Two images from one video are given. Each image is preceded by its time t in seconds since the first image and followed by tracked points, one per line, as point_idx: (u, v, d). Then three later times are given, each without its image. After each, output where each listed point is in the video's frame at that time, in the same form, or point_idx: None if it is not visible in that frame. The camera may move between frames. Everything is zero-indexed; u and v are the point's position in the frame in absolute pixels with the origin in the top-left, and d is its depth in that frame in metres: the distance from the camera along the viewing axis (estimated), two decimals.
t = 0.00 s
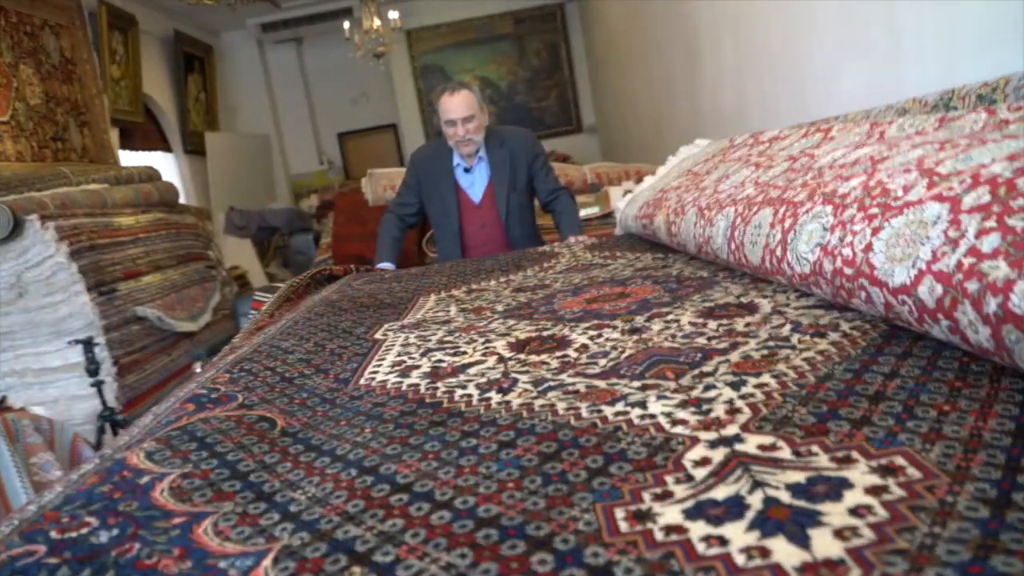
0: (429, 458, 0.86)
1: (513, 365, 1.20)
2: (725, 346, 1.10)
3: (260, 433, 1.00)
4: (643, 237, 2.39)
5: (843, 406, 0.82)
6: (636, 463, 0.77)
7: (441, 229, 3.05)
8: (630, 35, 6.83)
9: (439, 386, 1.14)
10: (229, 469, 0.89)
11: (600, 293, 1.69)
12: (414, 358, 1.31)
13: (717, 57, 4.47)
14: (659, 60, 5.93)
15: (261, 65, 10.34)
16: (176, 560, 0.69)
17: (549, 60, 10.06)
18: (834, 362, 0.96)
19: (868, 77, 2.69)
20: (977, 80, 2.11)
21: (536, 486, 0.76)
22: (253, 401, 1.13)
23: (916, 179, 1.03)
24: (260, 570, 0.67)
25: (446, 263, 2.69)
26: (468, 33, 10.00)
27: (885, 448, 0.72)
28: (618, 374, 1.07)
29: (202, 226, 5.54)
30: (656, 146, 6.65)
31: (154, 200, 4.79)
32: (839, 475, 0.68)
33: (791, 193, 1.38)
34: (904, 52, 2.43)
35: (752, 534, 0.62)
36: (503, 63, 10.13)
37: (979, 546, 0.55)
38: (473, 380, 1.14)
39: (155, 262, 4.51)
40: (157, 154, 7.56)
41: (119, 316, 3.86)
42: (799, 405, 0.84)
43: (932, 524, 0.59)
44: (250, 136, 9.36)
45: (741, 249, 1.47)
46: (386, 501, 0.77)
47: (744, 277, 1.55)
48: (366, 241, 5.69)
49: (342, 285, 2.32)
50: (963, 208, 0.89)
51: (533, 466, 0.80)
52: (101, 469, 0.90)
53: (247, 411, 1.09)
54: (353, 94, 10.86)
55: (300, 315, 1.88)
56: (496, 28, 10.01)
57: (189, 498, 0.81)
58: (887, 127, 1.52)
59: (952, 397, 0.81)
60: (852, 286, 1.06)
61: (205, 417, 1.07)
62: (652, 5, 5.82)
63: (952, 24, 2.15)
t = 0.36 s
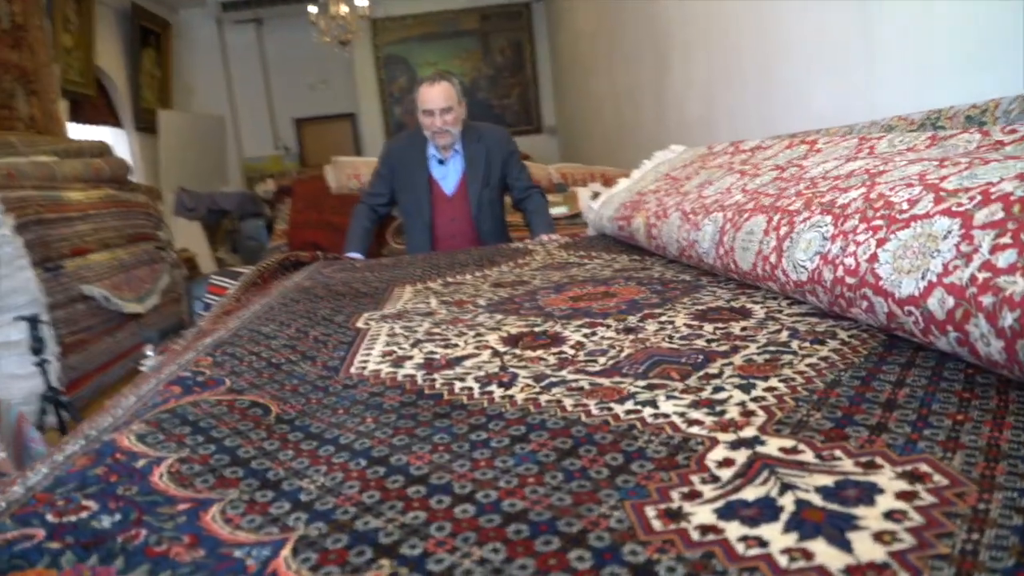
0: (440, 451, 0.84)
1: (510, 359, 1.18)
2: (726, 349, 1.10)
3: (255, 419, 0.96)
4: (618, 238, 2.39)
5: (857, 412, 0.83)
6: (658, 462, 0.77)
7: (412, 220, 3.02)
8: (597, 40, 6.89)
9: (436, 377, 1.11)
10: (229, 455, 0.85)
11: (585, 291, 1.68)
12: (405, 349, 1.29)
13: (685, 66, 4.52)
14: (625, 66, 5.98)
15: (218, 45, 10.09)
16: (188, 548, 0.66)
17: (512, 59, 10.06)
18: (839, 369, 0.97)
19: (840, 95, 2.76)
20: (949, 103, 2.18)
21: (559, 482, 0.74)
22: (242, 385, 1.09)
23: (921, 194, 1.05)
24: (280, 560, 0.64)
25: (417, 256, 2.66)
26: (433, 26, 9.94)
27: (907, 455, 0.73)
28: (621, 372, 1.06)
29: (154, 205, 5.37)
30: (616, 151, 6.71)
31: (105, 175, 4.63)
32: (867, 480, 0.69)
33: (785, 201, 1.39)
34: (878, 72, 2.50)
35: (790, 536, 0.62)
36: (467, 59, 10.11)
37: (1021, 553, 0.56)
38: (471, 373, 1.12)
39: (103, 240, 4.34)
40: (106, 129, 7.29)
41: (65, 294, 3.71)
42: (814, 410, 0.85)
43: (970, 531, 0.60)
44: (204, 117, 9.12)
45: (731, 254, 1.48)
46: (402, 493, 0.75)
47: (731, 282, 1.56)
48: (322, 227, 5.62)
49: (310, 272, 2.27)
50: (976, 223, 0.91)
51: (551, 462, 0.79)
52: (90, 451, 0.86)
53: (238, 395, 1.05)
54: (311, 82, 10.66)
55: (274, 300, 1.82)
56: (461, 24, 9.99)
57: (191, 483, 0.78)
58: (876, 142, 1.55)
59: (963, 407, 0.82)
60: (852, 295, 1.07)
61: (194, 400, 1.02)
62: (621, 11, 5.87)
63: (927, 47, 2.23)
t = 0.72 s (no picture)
0: (443, 465, 0.83)
1: (495, 373, 1.17)
2: (711, 365, 1.12)
3: (243, 432, 0.93)
4: (581, 253, 2.40)
5: (853, 428, 0.85)
6: (666, 477, 0.77)
7: (373, 230, 3.00)
8: (547, 56, 6.97)
9: (424, 390, 1.10)
10: (224, 468, 0.82)
11: (557, 305, 1.69)
12: (386, 360, 1.26)
13: (637, 86, 4.61)
14: (576, 82, 6.07)
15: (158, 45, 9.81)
16: (197, 567, 0.63)
17: (460, 71, 10.07)
18: (826, 386, 0.99)
19: (794, 121, 2.86)
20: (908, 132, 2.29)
21: (572, 496, 0.74)
22: (224, 397, 1.06)
23: (900, 217, 1.09)
24: None
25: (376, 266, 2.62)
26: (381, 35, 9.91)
27: (908, 469, 0.75)
28: (611, 387, 1.07)
29: (90, 207, 5.17)
30: (564, 166, 6.78)
31: (40, 176, 4.41)
32: (875, 495, 0.71)
33: (759, 221, 1.43)
34: (836, 99, 2.61)
35: (811, 550, 0.63)
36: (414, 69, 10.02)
37: None
38: (459, 386, 1.11)
39: (36, 244, 4.10)
40: (36, 127, 7.00)
41: None
42: (810, 426, 0.87)
43: (984, 544, 0.62)
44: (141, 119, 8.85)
45: (703, 271, 1.51)
46: (414, 509, 0.73)
47: (702, 298, 1.58)
48: (266, 237, 5.47)
49: (268, 281, 2.22)
50: (959, 246, 0.95)
51: (560, 477, 0.79)
52: (75, 464, 0.82)
53: (221, 407, 1.02)
54: (256, 88, 10.57)
55: (238, 309, 1.77)
56: (410, 34, 9.97)
57: (189, 499, 0.75)
58: (842, 165, 1.60)
59: (952, 423, 0.85)
60: (833, 314, 1.10)
61: (176, 412, 0.99)
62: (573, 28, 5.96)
63: (889, 77, 2.34)
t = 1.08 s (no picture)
0: (462, 487, 0.83)
1: (502, 395, 1.17)
2: (717, 391, 1.13)
3: (256, 451, 0.93)
4: (571, 275, 2.41)
5: (863, 455, 0.87)
6: (686, 502, 0.78)
7: (365, 245, 3.06)
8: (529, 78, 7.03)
9: (433, 411, 1.10)
10: (242, 488, 0.82)
11: (553, 328, 1.70)
12: (390, 380, 1.26)
13: (620, 111, 4.67)
14: (557, 105, 6.12)
15: (137, 55, 9.74)
16: None
17: (442, 90, 10.10)
18: (832, 414, 1.01)
19: (775, 149, 2.92)
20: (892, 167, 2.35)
21: (596, 519, 0.75)
22: (232, 415, 1.05)
23: (901, 249, 1.12)
24: None
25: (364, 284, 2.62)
26: (362, 52, 9.94)
27: (922, 498, 0.77)
28: (619, 411, 1.08)
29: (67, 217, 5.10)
30: (544, 187, 6.82)
31: (17, 184, 4.35)
32: (893, 522, 0.72)
33: (758, 249, 1.45)
34: (819, 132, 2.66)
35: None
36: (394, 86, 10.03)
37: None
38: (468, 408, 1.11)
39: (12, 253, 4.01)
40: (12, 134, 6.90)
41: None
42: (822, 453, 0.88)
43: (1005, 572, 0.63)
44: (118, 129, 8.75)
45: (700, 297, 1.53)
46: (439, 531, 0.73)
47: (698, 324, 1.60)
48: (246, 250, 5.46)
49: (257, 298, 2.20)
50: (962, 279, 0.97)
51: (580, 500, 0.79)
52: (90, 482, 0.81)
53: (231, 425, 1.01)
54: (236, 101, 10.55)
55: (232, 325, 1.75)
56: (392, 52, 10.00)
57: (211, 518, 0.74)
58: (835, 196, 1.63)
59: (958, 452, 0.87)
60: (835, 342, 1.12)
61: (185, 430, 0.98)
62: (556, 52, 6.02)
63: (873, 112, 2.39)
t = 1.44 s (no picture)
0: (485, 497, 0.82)
1: (518, 404, 1.17)
2: (735, 404, 1.13)
3: (274, 458, 0.92)
4: (578, 284, 2.40)
5: (889, 471, 0.86)
6: (713, 516, 0.77)
7: (369, 250, 3.08)
8: (531, 86, 7.04)
9: (450, 420, 1.09)
10: (263, 496, 0.81)
11: (564, 337, 1.69)
12: (404, 388, 1.25)
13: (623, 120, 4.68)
14: (559, 114, 6.13)
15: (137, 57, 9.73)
16: None
17: (442, 97, 10.11)
18: (854, 428, 1.00)
19: (779, 160, 2.92)
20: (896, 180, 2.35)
21: (624, 533, 0.74)
22: (247, 421, 1.04)
23: (921, 263, 1.12)
24: None
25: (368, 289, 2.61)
26: (363, 58, 9.96)
27: (952, 514, 0.76)
28: (638, 422, 1.07)
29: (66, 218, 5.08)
30: (544, 196, 6.82)
31: (17, 185, 4.32)
32: (925, 539, 0.71)
33: (772, 260, 1.45)
34: (824, 143, 2.66)
35: None
36: (395, 93, 10.13)
37: None
38: (485, 417, 1.10)
39: (11, 254, 3.99)
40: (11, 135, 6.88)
41: None
42: (847, 468, 0.87)
43: None
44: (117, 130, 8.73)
45: (713, 307, 1.52)
46: (466, 543, 0.72)
47: (709, 335, 1.60)
48: (245, 255, 5.46)
49: (263, 302, 2.19)
50: (987, 294, 0.97)
51: (607, 513, 0.78)
52: (108, 487, 0.80)
53: (246, 432, 1.00)
54: (237, 105, 10.58)
55: (239, 330, 1.74)
56: (393, 58, 10.04)
57: (233, 527, 0.73)
58: (848, 209, 1.63)
59: (984, 469, 0.87)
60: (853, 356, 1.12)
61: (201, 436, 0.97)
62: (558, 61, 6.03)
63: (877, 125, 2.40)
